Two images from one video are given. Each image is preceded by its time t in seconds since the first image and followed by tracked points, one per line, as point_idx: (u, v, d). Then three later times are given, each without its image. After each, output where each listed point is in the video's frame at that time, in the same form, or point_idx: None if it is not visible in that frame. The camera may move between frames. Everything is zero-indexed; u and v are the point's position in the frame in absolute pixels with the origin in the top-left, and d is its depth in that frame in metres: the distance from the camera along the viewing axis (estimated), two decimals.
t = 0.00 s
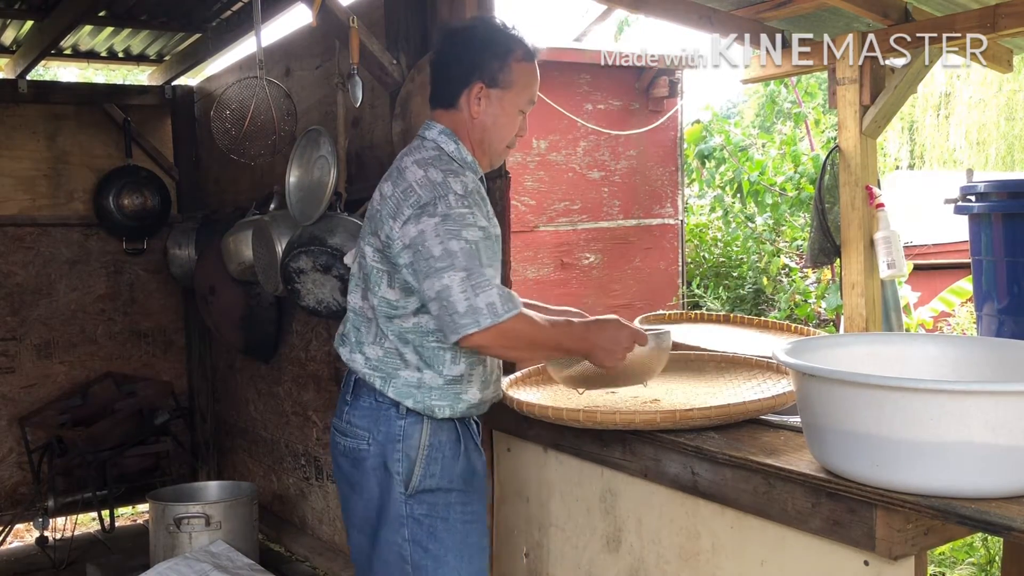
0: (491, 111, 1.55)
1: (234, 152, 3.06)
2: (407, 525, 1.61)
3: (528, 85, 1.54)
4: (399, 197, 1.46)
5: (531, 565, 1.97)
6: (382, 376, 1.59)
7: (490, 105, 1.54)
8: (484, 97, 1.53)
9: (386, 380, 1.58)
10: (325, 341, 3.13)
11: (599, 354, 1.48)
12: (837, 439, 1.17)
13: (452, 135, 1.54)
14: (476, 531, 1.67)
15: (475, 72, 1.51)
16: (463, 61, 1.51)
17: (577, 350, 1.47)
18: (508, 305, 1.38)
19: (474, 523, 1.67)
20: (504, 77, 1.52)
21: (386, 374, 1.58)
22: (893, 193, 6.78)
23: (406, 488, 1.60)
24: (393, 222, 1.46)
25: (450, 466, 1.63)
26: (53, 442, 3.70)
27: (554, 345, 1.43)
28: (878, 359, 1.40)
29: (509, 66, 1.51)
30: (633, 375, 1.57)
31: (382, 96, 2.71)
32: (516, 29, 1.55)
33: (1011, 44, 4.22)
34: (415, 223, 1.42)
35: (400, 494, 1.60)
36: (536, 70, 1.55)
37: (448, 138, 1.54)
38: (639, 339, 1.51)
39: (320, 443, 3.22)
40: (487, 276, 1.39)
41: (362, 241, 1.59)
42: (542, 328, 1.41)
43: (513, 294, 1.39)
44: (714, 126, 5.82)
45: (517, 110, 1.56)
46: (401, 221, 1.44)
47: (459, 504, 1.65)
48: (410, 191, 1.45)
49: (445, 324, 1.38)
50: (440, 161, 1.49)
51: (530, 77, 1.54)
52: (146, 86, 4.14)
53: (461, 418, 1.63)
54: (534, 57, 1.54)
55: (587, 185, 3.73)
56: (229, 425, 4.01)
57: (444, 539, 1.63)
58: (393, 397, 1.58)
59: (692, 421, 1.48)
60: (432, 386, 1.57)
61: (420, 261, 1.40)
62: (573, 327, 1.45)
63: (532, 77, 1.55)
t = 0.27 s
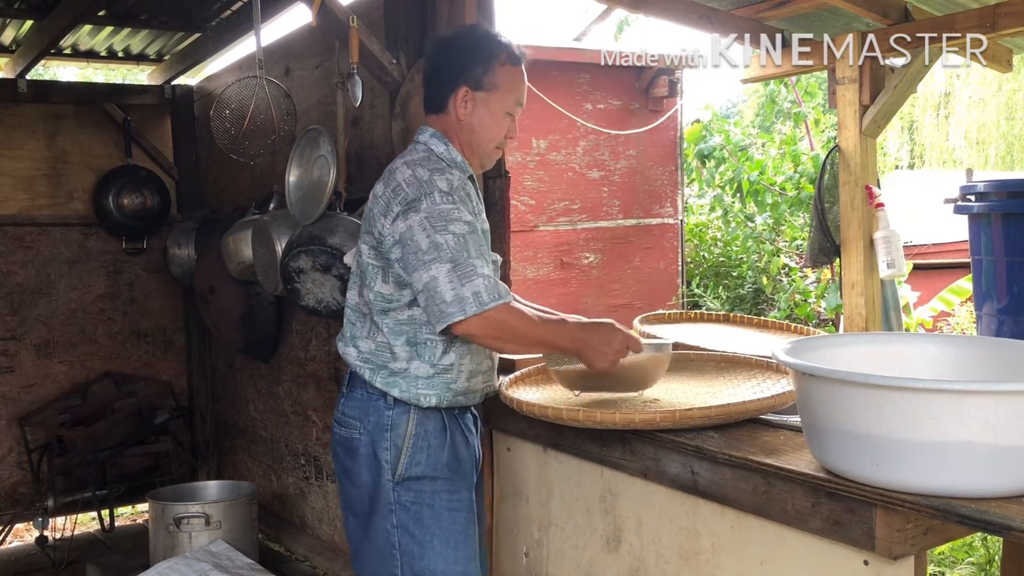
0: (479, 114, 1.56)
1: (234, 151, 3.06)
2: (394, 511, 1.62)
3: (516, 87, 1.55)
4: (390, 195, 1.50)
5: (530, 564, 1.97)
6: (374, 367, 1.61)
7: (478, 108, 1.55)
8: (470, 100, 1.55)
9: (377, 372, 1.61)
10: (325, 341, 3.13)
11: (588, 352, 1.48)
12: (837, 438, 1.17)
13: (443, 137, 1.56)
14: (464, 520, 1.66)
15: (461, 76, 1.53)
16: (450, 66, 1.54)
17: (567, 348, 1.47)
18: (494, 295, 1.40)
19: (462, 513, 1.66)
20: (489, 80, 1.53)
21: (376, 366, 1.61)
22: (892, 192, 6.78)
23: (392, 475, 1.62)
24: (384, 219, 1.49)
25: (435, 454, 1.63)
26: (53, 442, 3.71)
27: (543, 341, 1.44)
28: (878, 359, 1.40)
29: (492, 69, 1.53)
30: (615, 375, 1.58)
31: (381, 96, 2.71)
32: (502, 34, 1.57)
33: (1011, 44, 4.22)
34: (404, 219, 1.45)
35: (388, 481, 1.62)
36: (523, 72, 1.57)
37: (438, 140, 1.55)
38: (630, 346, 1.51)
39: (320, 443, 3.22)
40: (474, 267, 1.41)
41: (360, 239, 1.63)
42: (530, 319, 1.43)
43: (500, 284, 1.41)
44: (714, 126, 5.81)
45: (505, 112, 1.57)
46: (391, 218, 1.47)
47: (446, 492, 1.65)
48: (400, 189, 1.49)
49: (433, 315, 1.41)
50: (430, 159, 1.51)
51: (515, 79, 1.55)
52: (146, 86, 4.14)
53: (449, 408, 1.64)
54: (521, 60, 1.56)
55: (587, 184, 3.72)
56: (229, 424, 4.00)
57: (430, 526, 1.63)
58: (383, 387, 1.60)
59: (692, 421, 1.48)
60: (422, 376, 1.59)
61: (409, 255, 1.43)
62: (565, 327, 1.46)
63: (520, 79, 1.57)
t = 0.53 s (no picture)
0: (482, 113, 1.56)
1: (233, 151, 3.06)
2: (402, 499, 1.63)
3: (518, 84, 1.55)
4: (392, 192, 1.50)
5: (530, 564, 1.97)
6: (379, 359, 1.62)
7: (480, 107, 1.55)
8: (473, 99, 1.55)
9: (385, 363, 1.61)
10: (325, 341, 3.13)
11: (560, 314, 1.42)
12: (838, 438, 1.17)
13: (448, 136, 1.56)
14: (469, 507, 1.68)
15: (462, 76, 1.53)
16: (451, 67, 1.54)
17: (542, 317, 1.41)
18: (477, 291, 1.39)
19: (467, 500, 1.67)
20: (490, 80, 1.53)
21: (384, 357, 1.61)
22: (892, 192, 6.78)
23: (400, 464, 1.62)
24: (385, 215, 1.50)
25: (442, 444, 1.64)
26: (53, 442, 3.70)
27: (526, 321, 1.41)
28: (878, 359, 1.40)
29: (494, 68, 1.53)
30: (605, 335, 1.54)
31: (381, 95, 2.71)
32: (504, 34, 1.57)
33: (1011, 44, 4.22)
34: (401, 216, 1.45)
35: (396, 470, 1.62)
36: (525, 70, 1.56)
37: (444, 139, 1.55)
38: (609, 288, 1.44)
39: (320, 442, 3.22)
40: (461, 264, 1.41)
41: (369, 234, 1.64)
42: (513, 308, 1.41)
43: (485, 281, 1.41)
44: (713, 126, 5.82)
45: (508, 110, 1.56)
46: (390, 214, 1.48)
47: (452, 480, 1.66)
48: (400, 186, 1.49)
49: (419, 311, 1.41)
50: (433, 157, 1.51)
51: (518, 77, 1.55)
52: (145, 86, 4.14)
53: (455, 400, 1.64)
54: (522, 59, 1.56)
55: (587, 184, 3.72)
56: (229, 424, 4.00)
57: (438, 513, 1.64)
58: (388, 378, 1.61)
59: (692, 421, 1.48)
60: (424, 369, 1.58)
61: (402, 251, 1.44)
62: (543, 300, 1.41)
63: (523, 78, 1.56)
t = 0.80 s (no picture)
0: (485, 113, 1.56)
1: (233, 151, 3.05)
2: (399, 500, 1.63)
3: (523, 85, 1.54)
4: (396, 194, 1.50)
5: (530, 564, 1.97)
6: (382, 359, 1.61)
7: (484, 107, 1.55)
8: (478, 100, 1.55)
9: (387, 363, 1.61)
10: (325, 340, 3.13)
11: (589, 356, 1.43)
12: (838, 439, 1.16)
13: (452, 137, 1.56)
14: (465, 509, 1.68)
15: (466, 76, 1.53)
16: (455, 68, 1.54)
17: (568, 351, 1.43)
18: (494, 292, 1.39)
19: (464, 503, 1.68)
20: (494, 80, 1.53)
21: (386, 357, 1.61)
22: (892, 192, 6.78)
23: (399, 465, 1.62)
24: (391, 217, 1.49)
25: (441, 446, 1.64)
26: (53, 442, 3.69)
27: (547, 342, 1.41)
28: (877, 359, 1.40)
29: (499, 69, 1.53)
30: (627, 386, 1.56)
31: (381, 96, 2.71)
32: (509, 34, 1.57)
33: (1011, 44, 4.22)
34: (409, 217, 1.45)
35: (395, 470, 1.62)
36: (531, 71, 1.56)
37: (448, 140, 1.55)
38: (634, 347, 1.46)
39: (320, 442, 3.22)
40: (475, 264, 1.41)
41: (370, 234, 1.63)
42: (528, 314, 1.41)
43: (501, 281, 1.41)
44: (714, 126, 5.80)
45: (513, 111, 1.56)
46: (397, 216, 1.48)
47: (450, 483, 1.66)
48: (406, 189, 1.49)
49: (433, 311, 1.41)
50: (438, 159, 1.51)
51: (523, 79, 1.54)
52: (145, 86, 4.14)
53: (456, 401, 1.65)
54: (528, 59, 1.56)
55: (587, 184, 3.71)
56: (229, 424, 4.00)
57: (434, 514, 1.65)
58: (391, 378, 1.60)
59: (693, 421, 1.47)
60: (428, 370, 1.59)
61: (413, 252, 1.43)
62: (568, 330, 1.43)
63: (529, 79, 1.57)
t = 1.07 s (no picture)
0: (488, 109, 1.56)
1: (233, 151, 3.05)
2: (404, 500, 1.64)
3: (525, 81, 1.54)
4: (398, 194, 1.50)
5: (530, 564, 1.97)
6: (388, 359, 1.61)
7: (487, 103, 1.55)
8: (480, 96, 1.55)
9: (393, 363, 1.61)
10: (325, 340, 3.13)
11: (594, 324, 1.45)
12: (839, 439, 1.16)
13: (455, 135, 1.56)
14: (469, 510, 1.68)
15: (469, 72, 1.53)
16: (458, 64, 1.54)
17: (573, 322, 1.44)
18: (494, 291, 1.39)
19: (468, 503, 1.68)
20: (497, 76, 1.53)
21: (392, 357, 1.61)
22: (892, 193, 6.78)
23: (405, 464, 1.62)
24: (393, 218, 1.50)
25: (447, 447, 1.64)
26: (53, 442, 3.69)
27: (545, 322, 1.42)
28: (877, 359, 1.40)
29: (500, 64, 1.53)
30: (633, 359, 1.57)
31: (381, 95, 2.71)
32: (512, 30, 1.57)
33: (1010, 44, 4.22)
34: (410, 218, 1.45)
35: (400, 470, 1.63)
36: (533, 67, 1.56)
37: (450, 138, 1.55)
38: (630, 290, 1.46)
39: (320, 442, 3.22)
40: (476, 263, 1.41)
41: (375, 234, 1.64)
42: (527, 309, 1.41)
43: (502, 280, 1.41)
44: (714, 126, 5.80)
45: (515, 107, 1.56)
46: (399, 217, 1.48)
47: (455, 483, 1.66)
48: (407, 188, 1.49)
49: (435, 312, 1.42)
50: (440, 156, 1.51)
51: (525, 74, 1.54)
52: (145, 85, 4.14)
53: (462, 401, 1.64)
54: (531, 55, 1.56)
55: (587, 184, 3.71)
56: (229, 424, 4.00)
57: (439, 515, 1.65)
58: (397, 378, 1.60)
59: (693, 421, 1.47)
60: (434, 370, 1.58)
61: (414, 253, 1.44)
62: (564, 303, 1.44)
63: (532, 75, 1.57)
